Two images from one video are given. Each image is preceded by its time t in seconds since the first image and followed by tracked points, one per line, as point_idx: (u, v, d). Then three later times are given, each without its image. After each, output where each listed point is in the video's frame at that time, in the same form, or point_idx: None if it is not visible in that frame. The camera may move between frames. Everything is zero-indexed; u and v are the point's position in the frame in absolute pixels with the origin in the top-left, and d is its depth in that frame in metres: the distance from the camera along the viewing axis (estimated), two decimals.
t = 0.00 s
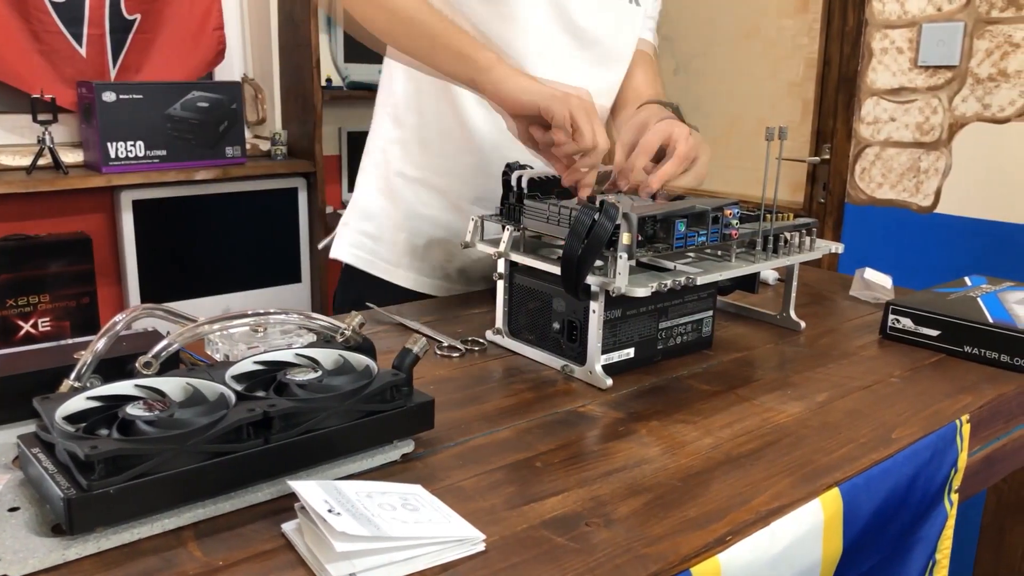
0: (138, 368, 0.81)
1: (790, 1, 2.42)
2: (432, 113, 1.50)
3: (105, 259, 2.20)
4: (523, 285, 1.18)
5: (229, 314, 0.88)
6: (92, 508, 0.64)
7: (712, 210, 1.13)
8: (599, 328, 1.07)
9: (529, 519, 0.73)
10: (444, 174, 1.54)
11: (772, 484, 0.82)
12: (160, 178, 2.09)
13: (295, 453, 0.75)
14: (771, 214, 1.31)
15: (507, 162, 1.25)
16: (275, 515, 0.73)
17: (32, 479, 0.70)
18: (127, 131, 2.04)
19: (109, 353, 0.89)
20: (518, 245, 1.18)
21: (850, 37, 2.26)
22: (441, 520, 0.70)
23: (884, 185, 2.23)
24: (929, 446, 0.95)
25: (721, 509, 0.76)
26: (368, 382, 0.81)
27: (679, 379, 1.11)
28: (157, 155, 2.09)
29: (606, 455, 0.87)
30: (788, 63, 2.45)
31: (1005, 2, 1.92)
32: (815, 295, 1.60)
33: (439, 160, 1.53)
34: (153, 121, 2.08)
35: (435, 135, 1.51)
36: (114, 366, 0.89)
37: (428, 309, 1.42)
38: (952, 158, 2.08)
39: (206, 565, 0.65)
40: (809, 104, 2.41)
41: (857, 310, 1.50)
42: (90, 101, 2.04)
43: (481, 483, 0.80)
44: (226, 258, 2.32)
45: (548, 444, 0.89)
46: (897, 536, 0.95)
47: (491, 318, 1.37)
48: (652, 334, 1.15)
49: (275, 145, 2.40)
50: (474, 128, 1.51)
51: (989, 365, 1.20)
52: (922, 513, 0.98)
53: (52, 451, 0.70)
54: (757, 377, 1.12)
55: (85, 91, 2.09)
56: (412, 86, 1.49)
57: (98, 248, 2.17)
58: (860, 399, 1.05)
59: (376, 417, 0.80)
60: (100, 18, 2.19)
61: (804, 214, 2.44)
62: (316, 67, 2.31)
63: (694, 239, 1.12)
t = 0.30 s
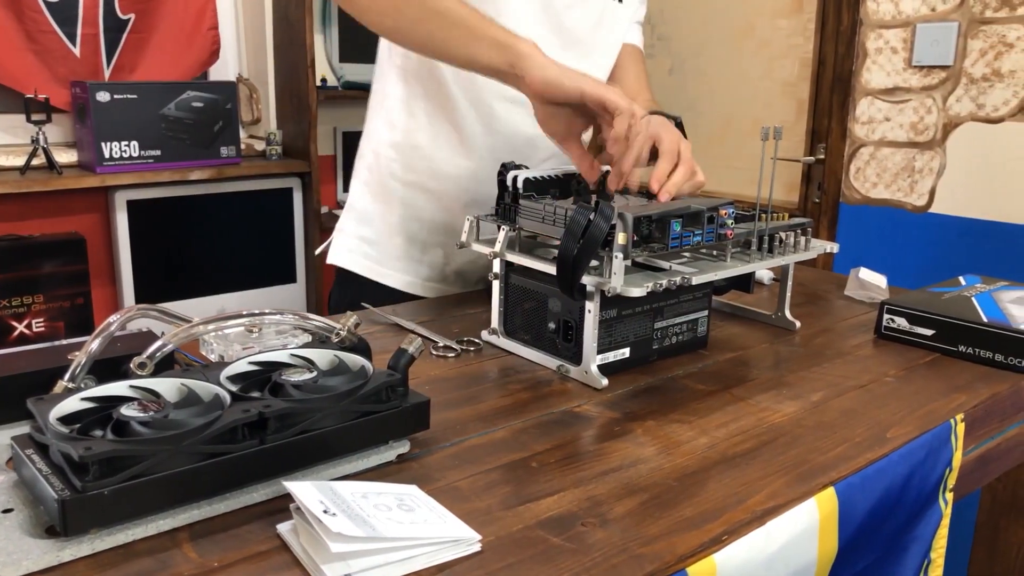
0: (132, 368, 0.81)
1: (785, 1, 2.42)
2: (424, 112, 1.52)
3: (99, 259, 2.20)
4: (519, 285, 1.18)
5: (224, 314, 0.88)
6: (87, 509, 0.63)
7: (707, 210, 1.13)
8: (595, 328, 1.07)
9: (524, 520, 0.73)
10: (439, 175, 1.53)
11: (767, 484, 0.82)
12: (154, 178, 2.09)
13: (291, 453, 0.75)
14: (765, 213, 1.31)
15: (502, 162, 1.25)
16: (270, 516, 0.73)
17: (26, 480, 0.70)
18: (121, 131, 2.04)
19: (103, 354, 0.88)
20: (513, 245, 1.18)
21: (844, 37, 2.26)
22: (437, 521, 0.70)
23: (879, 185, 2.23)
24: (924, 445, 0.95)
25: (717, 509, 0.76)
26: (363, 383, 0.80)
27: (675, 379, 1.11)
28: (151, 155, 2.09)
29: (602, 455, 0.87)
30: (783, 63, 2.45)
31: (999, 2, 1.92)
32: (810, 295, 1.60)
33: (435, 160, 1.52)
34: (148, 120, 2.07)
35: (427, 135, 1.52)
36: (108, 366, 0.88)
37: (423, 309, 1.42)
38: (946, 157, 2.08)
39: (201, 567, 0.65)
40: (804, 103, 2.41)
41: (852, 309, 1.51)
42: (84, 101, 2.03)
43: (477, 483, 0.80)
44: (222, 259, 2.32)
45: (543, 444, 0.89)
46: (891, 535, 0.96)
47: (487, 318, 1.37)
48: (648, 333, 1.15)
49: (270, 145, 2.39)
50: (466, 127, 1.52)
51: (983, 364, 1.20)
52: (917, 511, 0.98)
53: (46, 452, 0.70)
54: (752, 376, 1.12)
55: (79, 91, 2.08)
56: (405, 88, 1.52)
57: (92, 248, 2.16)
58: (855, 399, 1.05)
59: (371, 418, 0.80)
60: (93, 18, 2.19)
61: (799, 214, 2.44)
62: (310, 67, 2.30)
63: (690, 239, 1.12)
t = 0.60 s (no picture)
0: (127, 368, 0.80)
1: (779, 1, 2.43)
2: (423, 113, 1.52)
3: (94, 260, 2.19)
4: (515, 285, 1.18)
5: (219, 314, 0.87)
6: (81, 510, 0.63)
7: (702, 210, 1.13)
8: (590, 328, 1.07)
9: (520, 520, 0.73)
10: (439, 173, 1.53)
11: (763, 483, 0.82)
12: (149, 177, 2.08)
13: (285, 454, 0.74)
14: (761, 211, 1.31)
15: (497, 162, 1.24)
16: (265, 517, 0.72)
17: (20, 482, 0.70)
18: (118, 130, 2.03)
19: (98, 354, 0.88)
20: (509, 245, 1.18)
21: (839, 37, 2.27)
22: (433, 521, 0.70)
23: (873, 184, 2.24)
24: (918, 444, 0.95)
25: (712, 508, 0.77)
26: (358, 383, 0.80)
27: (670, 379, 1.11)
28: (146, 156, 2.08)
29: (598, 455, 0.87)
30: (778, 63, 2.46)
31: (992, 2, 1.93)
32: (805, 294, 1.61)
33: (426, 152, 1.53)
34: (144, 120, 2.06)
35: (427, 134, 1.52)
36: (102, 367, 0.88)
37: (419, 309, 1.41)
38: (940, 157, 2.09)
39: (196, 568, 0.64)
40: (799, 103, 2.42)
41: (847, 308, 1.51)
42: (78, 100, 2.02)
43: (473, 483, 0.80)
44: (218, 259, 2.32)
45: (539, 443, 0.89)
46: (886, 536, 0.96)
47: (483, 318, 1.37)
48: (643, 333, 1.15)
49: (265, 145, 2.38)
50: (464, 128, 1.53)
51: (977, 363, 1.20)
52: (912, 510, 0.98)
53: (40, 453, 0.70)
54: (747, 376, 1.13)
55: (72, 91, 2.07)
56: (403, 89, 1.52)
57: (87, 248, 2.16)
58: (849, 398, 1.06)
59: (366, 418, 0.80)
60: (87, 18, 2.18)
61: (794, 214, 2.45)
62: (306, 67, 2.30)
63: (685, 239, 1.12)
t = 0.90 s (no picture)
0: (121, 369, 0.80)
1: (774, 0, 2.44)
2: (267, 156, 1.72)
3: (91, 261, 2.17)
4: (510, 285, 1.18)
5: (214, 315, 0.87)
6: (75, 511, 0.63)
7: (697, 210, 1.13)
8: (586, 327, 1.06)
9: (517, 520, 0.73)
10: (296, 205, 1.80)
11: (759, 483, 0.82)
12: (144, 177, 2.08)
13: (281, 455, 0.74)
14: (757, 211, 1.31)
15: (493, 162, 1.24)
16: (261, 518, 0.72)
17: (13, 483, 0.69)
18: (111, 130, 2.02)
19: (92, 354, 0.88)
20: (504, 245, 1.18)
21: (834, 36, 2.27)
22: (428, 522, 0.70)
23: (868, 184, 2.24)
24: (913, 443, 0.96)
25: (708, 508, 0.77)
26: (354, 384, 0.80)
27: (666, 379, 1.11)
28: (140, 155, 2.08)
29: (594, 455, 0.87)
30: (772, 63, 2.46)
31: (986, 2, 1.94)
32: (801, 294, 1.61)
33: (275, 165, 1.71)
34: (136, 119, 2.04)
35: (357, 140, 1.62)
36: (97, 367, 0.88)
37: (414, 309, 1.41)
38: (934, 157, 2.10)
39: (191, 569, 0.64)
40: (793, 103, 2.42)
41: (842, 308, 1.51)
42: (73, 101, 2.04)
43: (469, 484, 0.79)
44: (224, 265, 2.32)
45: (535, 443, 0.89)
46: (882, 535, 0.96)
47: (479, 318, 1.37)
48: (639, 333, 1.15)
49: (259, 145, 2.38)
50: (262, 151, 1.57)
51: (971, 362, 1.21)
52: (906, 510, 0.98)
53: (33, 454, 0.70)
54: (743, 376, 1.13)
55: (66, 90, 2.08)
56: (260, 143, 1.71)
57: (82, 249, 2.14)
58: (845, 397, 1.06)
59: (361, 419, 0.80)
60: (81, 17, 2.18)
61: (789, 213, 2.46)
62: (301, 67, 2.32)
63: (680, 239, 1.12)
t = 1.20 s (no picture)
0: (116, 369, 0.81)
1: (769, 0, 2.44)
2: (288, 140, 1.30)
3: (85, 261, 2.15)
4: (505, 285, 1.18)
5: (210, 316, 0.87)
6: (70, 513, 0.63)
7: (692, 210, 1.13)
8: (582, 327, 1.06)
9: (513, 520, 0.73)
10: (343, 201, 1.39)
11: (755, 483, 0.82)
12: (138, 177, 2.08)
13: (276, 455, 0.74)
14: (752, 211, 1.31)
15: (487, 162, 1.24)
16: (256, 518, 0.72)
17: (7, 485, 0.69)
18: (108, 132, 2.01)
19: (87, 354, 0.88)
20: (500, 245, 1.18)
21: (828, 36, 2.28)
22: (424, 523, 0.70)
23: (862, 184, 2.25)
24: (908, 443, 0.96)
25: (704, 508, 0.77)
26: (349, 384, 0.80)
27: (661, 378, 1.11)
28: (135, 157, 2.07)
29: (590, 455, 0.87)
30: (767, 63, 2.47)
31: (980, 2, 1.94)
32: (795, 293, 1.61)
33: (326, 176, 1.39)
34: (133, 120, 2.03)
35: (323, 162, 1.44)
36: (92, 367, 0.88)
37: (410, 309, 1.41)
38: (929, 157, 2.10)
39: (187, 570, 0.64)
40: (788, 104, 2.43)
41: (836, 307, 1.52)
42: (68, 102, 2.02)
43: (465, 484, 0.79)
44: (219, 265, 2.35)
45: (531, 444, 0.89)
46: (877, 535, 0.96)
47: (474, 318, 1.37)
48: (634, 333, 1.15)
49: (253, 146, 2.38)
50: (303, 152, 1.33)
51: (966, 361, 1.21)
52: (901, 509, 0.98)
53: (27, 456, 0.69)
54: (738, 376, 1.13)
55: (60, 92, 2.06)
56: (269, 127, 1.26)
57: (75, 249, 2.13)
58: (839, 397, 1.06)
59: (357, 419, 0.80)
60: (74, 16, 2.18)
61: (784, 213, 2.46)
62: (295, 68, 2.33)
63: (675, 239, 1.12)
